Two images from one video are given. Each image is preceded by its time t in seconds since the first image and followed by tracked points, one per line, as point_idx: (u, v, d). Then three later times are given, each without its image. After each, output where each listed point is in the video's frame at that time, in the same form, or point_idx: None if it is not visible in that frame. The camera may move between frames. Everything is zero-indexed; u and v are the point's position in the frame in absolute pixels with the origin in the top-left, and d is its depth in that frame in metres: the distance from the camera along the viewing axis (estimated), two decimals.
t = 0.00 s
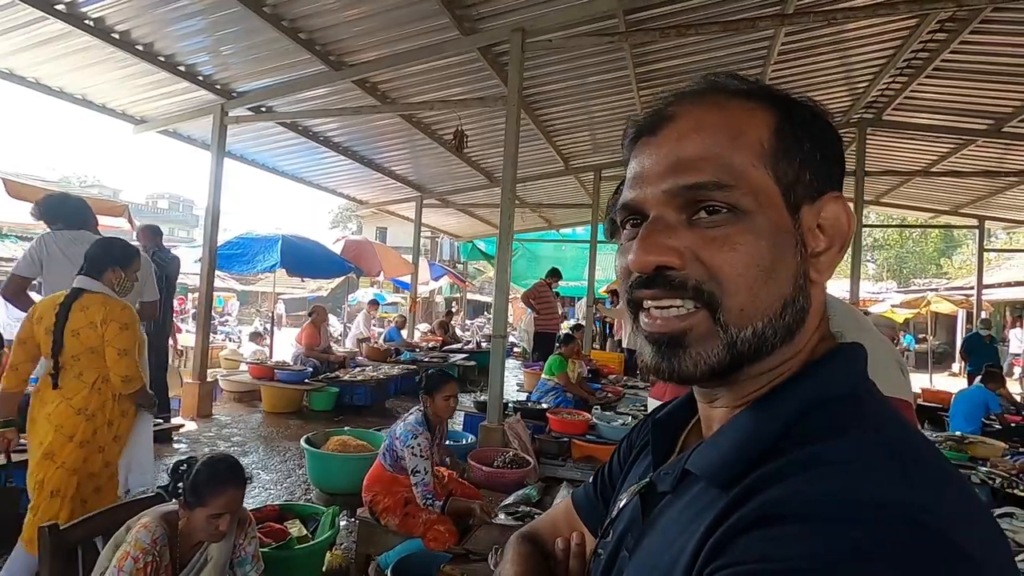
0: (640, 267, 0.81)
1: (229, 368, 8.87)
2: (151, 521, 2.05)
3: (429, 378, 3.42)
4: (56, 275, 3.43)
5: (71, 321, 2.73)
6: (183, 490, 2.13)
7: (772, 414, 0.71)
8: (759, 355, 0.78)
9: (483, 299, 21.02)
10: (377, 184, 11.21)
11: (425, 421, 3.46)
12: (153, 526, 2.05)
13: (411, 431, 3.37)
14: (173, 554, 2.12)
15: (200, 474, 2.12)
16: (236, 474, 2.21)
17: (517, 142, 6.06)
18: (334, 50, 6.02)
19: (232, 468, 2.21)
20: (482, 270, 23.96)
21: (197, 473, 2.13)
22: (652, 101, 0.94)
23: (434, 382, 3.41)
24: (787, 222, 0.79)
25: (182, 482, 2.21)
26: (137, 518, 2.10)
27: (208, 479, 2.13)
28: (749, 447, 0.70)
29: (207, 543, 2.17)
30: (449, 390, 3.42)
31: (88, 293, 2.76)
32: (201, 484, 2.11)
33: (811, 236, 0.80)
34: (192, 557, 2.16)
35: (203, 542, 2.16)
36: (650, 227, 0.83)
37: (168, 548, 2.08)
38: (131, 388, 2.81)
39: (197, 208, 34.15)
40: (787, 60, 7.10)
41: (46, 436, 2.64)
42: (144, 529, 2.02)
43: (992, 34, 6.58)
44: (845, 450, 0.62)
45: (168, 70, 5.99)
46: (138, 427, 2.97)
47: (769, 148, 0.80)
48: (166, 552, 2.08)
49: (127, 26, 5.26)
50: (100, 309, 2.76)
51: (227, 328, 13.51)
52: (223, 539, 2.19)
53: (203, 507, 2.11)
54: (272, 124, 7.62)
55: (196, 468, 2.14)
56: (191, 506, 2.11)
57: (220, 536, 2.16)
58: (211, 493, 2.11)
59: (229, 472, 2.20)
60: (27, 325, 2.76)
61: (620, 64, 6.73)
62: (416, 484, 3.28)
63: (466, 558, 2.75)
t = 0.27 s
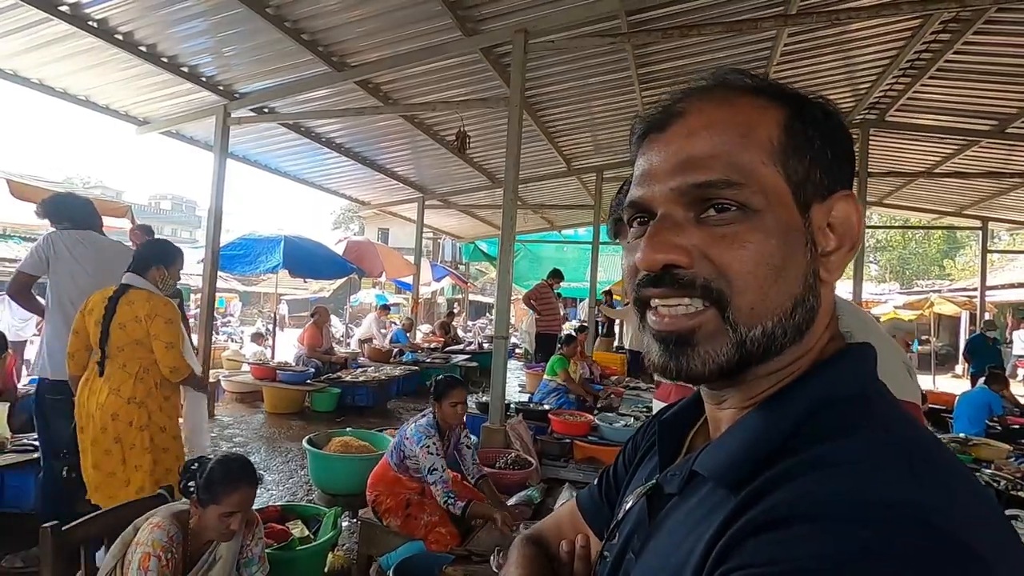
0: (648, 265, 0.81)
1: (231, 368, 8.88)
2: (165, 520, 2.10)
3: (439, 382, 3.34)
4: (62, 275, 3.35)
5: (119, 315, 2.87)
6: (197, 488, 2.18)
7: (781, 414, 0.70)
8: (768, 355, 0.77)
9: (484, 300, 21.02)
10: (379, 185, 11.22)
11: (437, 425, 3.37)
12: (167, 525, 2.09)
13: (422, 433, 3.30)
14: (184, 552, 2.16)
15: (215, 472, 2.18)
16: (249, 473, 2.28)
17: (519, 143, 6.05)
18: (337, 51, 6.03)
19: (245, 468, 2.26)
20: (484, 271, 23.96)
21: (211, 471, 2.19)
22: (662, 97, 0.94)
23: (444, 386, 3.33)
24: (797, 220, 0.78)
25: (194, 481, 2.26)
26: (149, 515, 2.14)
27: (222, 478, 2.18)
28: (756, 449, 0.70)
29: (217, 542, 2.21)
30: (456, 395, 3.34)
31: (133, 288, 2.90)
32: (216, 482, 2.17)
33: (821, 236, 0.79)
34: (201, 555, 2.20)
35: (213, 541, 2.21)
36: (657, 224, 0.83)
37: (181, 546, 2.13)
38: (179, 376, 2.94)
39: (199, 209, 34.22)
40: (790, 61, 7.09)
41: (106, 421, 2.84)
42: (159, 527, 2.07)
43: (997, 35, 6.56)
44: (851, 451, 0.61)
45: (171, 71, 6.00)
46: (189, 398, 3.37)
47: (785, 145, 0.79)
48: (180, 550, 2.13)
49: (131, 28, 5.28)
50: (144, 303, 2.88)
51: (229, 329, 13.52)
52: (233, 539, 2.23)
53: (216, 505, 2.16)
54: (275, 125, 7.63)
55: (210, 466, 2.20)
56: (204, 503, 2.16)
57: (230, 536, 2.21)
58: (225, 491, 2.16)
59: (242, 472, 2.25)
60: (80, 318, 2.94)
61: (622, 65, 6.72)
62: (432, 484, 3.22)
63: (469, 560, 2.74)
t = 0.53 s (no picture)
0: (652, 262, 0.79)
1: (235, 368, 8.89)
2: (173, 522, 2.09)
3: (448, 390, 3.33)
4: (70, 275, 3.35)
5: (159, 316, 3.07)
6: (205, 488, 2.16)
7: (791, 415, 0.69)
8: (777, 352, 0.76)
9: (487, 301, 21.01)
10: (382, 185, 11.23)
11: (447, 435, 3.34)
12: (175, 527, 2.08)
13: (434, 441, 3.28)
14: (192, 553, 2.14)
15: (223, 472, 2.16)
16: (260, 476, 2.26)
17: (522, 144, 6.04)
18: (340, 52, 6.03)
19: (254, 468, 2.25)
20: (487, 272, 23.97)
21: (220, 471, 2.17)
22: (664, 93, 0.93)
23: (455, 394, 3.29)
24: (805, 215, 0.77)
25: (202, 482, 2.24)
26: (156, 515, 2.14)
27: (231, 478, 2.17)
28: (766, 452, 0.68)
29: (224, 543, 2.19)
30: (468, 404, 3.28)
31: (173, 290, 3.10)
32: (227, 482, 2.15)
33: (830, 231, 0.78)
34: (208, 556, 2.17)
35: (220, 542, 2.18)
36: (662, 221, 0.82)
37: (189, 546, 2.12)
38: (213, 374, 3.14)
39: (203, 210, 34.36)
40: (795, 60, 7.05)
41: (147, 415, 3.02)
42: (169, 530, 2.05)
43: (1003, 34, 6.51)
44: (861, 453, 0.60)
45: (175, 72, 6.01)
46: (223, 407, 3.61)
47: (791, 138, 0.78)
48: (189, 551, 2.11)
49: (135, 29, 5.29)
50: (183, 306, 3.08)
51: (232, 329, 13.56)
52: (240, 539, 2.21)
53: (224, 505, 2.14)
54: (278, 125, 7.64)
55: (219, 466, 2.19)
56: (213, 504, 2.13)
57: (238, 537, 2.19)
58: (235, 492, 2.15)
59: (250, 472, 2.23)
60: (123, 319, 3.14)
61: (626, 65, 6.71)
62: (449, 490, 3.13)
63: (471, 561, 2.73)
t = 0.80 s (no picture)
0: (656, 269, 0.78)
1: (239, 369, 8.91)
2: (183, 514, 2.11)
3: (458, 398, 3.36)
4: (77, 275, 3.36)
5: (207, 318, 3.55)
6: (216, 483, 2.19)
7: (799, 420, 0.68)
8: (785, 358, 0.75)
9: (491, 301, 21.00)
10: (386, 187, 11.25)
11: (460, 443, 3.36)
12: (183, 520, 2.10)
13: (450, 452, 3.27)
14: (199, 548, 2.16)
15: (235, 468, 2.20)
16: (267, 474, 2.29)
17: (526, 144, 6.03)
18: (344, 53, 6.04)
19: (263, 466, 2.27)
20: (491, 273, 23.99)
21: (231, 467, 2.21)
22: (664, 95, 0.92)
23: (467, 403, 3.34)
24: (812, 218, 0.76)
25: (213, 477, 2.27)
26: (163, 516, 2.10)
27: (243, 473, 2.20)
28: (772, 459, 0.67)
29: (230, 541, 2.19)
30: (484, 412, 3.34)
31: (218, 295, 3.58)
32: (237, 478, 2.18)
33: (837, 233, 0.77)
34: (215, 552, 2.18)
35: (227, 539, 2.20)
36: (666, 227, 0.81)
37: (196, 541, 2.13)
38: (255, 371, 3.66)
39: (209, 211, 34.48)
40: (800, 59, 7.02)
41: (198, 404, 3.53)
42: (178, 522, 2.08)
43: (1010, 33, 6.47)
44: (868, 460, 0.59)
45: (180, 73, 6.04)
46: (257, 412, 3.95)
47: (796, 141, 0.77)
48: (195, 545, 2.12)
49: (142, 30, 5.31)
50: (229, 310, 3.57)
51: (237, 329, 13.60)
52: (246, 536, 2.22)
53: (232, 501, 2.17)
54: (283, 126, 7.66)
55: (230, 463, 2.22)
56: (222, 500, 2.17)
57: (243, 533, 2.21)
58: (244, 487, 2.18)
59: (259, 470, 2.25)
60: (172, 318, 3.56)
61: (630, 66, 6.70)
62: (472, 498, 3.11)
63: (475, 563, 2.73)
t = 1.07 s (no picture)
0: (610, 282, 0.80)
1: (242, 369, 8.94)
2: (171, 502, 2.13)
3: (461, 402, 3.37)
4: (78, 275, 3.39)
5: (236, 315, 3.60)
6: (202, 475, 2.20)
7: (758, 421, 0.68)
8: (740, 364, 0.75)
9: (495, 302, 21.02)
10: (390, 187, 11.28)
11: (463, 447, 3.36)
12: (172, 506, 2.12)
13: (454, 458, 3.27)
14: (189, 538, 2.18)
15: (221, 459, 2.19)
16: (255, 464, 2.28)
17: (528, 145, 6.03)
18: (346, 54, 6.07)
19: (251, 458, 2.26)
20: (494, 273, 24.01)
21: (218, 458, 2.20)
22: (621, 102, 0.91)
23: (470, 407, 3.34)
24: (763, 222, 0.75)
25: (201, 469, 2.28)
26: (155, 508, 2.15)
27: (229, 464, 2.19)
28: (732, 460, 0.67)
29: (220, 532, 2.21)
30: (487, 417, 3.36)
31: (249, 294, 3.63)
32: (223, 468, 2.18)
33: (794, 236, 0.77)
34: (206, 543, 2.21)
35: (216, 530, 2.21)
36: (621, 240, 0.81)
37: (185, 530, 2.15)
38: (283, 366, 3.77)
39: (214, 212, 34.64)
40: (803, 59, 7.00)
41: (220, 397, 3.58)
42: (165, 507, 2.10)
43: (1014, 32, 6.43)
44: (828, 462, 0.59)
45: (183, 74, 6.07)
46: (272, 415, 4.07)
47: (744, 148, 0.76)
48: (183, 534, 2.13)
49: (145, 32, 5.35)
50: (257, 309, 3.64)
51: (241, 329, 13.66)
52: (235, 527, 2.21)
53: (218, 491, 2.17)
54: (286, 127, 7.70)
55: (217, 454, 2.22)
56: (207, 490, 2.17)
57: (232, 524, 2.20)
58: (230, 477, 2.17)
59: (247, 461, 2.24)
60: (199, 314, 3.60)
61: (631, 66, 6.70)
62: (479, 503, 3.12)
63: (472, 562, 2.73)
